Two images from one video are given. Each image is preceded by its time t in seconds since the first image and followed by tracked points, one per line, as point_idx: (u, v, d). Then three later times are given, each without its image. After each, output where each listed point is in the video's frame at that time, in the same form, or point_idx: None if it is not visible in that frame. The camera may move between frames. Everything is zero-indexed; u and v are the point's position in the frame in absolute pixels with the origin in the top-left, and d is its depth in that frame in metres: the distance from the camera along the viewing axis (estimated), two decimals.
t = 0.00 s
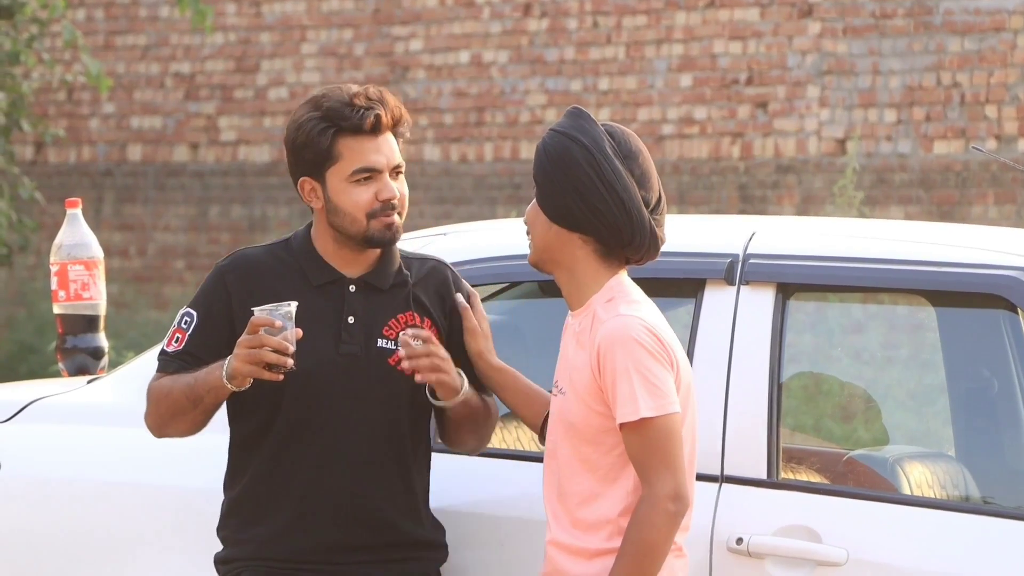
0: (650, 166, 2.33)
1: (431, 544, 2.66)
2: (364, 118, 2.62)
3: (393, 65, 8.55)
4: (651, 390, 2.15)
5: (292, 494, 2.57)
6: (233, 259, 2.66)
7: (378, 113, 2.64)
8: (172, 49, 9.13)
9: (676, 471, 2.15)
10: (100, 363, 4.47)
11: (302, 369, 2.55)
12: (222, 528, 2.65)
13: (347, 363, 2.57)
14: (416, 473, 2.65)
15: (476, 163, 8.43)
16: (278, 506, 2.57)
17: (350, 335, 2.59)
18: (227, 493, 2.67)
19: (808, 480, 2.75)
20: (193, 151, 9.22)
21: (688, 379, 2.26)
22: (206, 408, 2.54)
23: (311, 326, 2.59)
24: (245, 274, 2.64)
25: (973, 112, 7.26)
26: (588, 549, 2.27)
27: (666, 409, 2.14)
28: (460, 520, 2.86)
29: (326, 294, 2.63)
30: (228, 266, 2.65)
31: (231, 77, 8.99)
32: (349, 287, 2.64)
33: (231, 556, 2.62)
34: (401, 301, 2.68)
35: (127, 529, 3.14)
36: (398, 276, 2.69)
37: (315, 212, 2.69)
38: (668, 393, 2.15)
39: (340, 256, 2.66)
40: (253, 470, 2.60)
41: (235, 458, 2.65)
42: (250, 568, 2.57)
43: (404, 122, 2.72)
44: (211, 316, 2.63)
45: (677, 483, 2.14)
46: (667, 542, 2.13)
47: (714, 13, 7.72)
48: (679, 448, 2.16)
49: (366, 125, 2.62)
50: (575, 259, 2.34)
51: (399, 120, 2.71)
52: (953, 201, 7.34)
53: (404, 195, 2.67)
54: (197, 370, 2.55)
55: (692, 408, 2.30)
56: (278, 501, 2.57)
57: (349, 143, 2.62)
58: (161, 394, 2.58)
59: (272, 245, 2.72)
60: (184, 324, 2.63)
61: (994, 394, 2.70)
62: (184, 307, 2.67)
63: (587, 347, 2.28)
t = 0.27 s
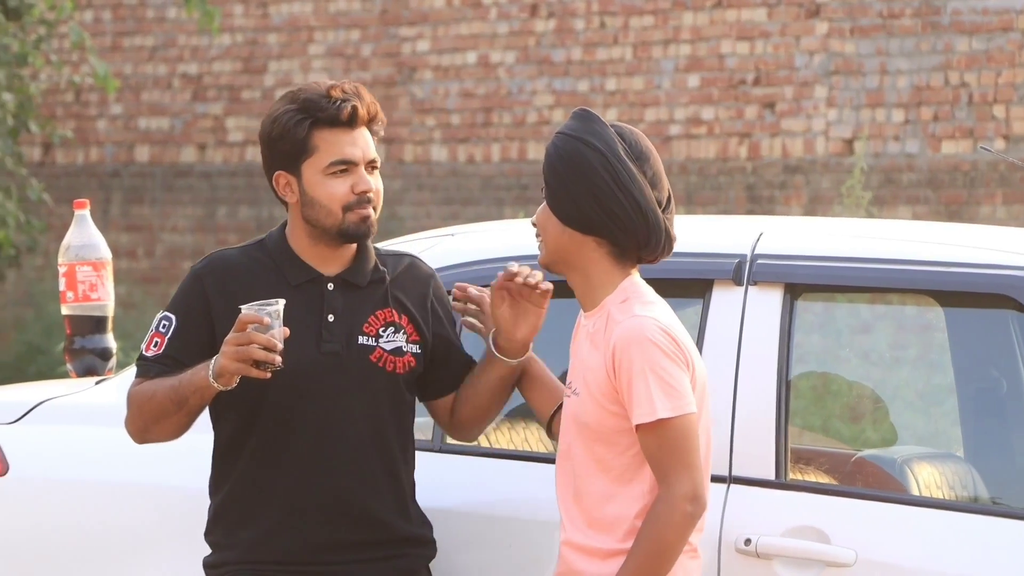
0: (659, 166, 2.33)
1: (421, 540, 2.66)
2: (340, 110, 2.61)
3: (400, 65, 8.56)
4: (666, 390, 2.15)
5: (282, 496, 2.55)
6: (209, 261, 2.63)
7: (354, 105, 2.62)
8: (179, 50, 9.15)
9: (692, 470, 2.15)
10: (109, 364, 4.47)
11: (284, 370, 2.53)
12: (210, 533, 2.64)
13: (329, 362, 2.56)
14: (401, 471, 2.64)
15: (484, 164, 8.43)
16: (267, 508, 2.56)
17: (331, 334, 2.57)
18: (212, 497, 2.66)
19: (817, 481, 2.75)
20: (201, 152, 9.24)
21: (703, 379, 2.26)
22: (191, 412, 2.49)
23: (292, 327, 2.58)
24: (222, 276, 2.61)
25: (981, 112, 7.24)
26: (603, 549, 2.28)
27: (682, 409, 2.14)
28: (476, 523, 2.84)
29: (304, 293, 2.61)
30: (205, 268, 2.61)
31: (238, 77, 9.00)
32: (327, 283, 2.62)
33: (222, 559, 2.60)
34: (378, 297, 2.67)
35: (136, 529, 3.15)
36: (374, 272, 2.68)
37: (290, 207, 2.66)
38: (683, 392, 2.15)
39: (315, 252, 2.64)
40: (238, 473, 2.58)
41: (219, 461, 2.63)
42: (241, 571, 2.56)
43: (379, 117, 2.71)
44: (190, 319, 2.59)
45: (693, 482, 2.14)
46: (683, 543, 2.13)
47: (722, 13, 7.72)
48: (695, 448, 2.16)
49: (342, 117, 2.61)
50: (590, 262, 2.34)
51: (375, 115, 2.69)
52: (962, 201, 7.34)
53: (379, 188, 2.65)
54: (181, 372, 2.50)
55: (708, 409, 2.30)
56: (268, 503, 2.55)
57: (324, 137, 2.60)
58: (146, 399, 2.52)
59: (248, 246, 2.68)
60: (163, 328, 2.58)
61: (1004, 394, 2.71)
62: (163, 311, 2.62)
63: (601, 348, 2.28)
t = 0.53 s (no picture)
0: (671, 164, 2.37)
1: (421, 537, 2.62)
2: (324, 107, 2.57)
3: (419, 66, 8.59)
4: (693, 380, 2.16)
5: (283, 498, 2.51)
6: (196, 267, 2.57)
7: (338, 102, 2.59)
8: (199, 51, 9.20)
9: (723, 459, 2.15)
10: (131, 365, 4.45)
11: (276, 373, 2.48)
12: (209, 536, 2.58)
13: (322, 362, 2.51)
14: (396, 469, 2.59)
15: (503, 164, 8.45)
16: (264, 511, 2.51)
17: (323, 334, 2.53)
18: (209, 500, 2.60)
19: (837, 481, 2.76)
20: (221, 153, 9.29)
21: (727, 368, 2.27)
22: (183, 422, 2.43)
23: (284, 328, 2.52)
24: (211, 280, 2.55)
25: (1001, 110, 7.23)
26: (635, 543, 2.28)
27: (709, 398, 2.15)
28: (499, 525, 2.84)
29: (294, 293, 2.56)
30: (192, 274, 2.55)
31: (257, 79, 9.04)
32: (318, 284, 2.58)
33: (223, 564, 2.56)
34: (368, 293, 2.62)
35: (156, 531, 3.16)
36: (363, 270, 2.64)
37: (276, 208, 2.63)
38: (710, 381, 2.16)
39: (302, 251, 2.60)
40: (233, 477, 2.54)
41: (213, 466, 2.58)
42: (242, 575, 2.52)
43: (362, 113, 2.68)
44: (180, 326, 2.53)
45: (726, 470, 2.15)
46: (718, 530, 2.14)
47: (740, 13, 7.71)
48: (725, 435, 2.17)
49: (327, 114, 2.57)
50: (624, 271, 2.34)
51: (358, 112, 2.66)
52: (982, 200, 7.33)
53: (366, 184, 2.63)
54: (172, 383, 2.44)
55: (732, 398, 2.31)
56: (267, 506, 2.51)
57: (309, 135, 2.57)
58: (138, 410, 2.47)
59: (235, 249, 2.63)
60: (154, 337, 2.52)
61: None
62: (152, 320, 2.56)
63: (625, 344, 2.28)
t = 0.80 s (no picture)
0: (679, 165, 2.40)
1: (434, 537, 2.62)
2: (337, 107, 2.54)
3: (435, 66, 8.62)
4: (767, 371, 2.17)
5: (303, 501, 2.50)
6: (208, 271, 2.54)
7: (350, 102, 2.55)
8: (215, 52, 9.24)
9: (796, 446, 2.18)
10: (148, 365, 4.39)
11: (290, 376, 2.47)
12: (221, 539, 2.57)
13: (336, 365, 2.49)
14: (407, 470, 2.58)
15: (519, 164, 8.46)
16: (279, 513, 2.50)
17: (337, 337, 2.51)
18: (220, 505, 2.59)
19: (855, 480, 2.76)
20: (237, 154, 9.33)
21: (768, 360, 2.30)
22: (200, 427, 2.42)
23: (297, 331, 2.51)
24: (223, 285, 2.53)
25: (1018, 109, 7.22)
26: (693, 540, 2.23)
27: (783, 387, 2.17)
28: (516, 524, 2.85)
29: (307, 296, 2.54)
30: (205, 279, 2.53)
31: (274, 79, 9.08)
32: (332, 287, 2.55)
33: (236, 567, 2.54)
34: (381, 296, 2.60)
35: (167, 532, 3.12)
36: (376, 272, 2.61)
37: (288, 209, 2.59)
38: (781, 372, 2.17)
39: (316, 254, 2.57)
40: (245, 480, 2.53)
41: (224, 471, 2.57)
42: None
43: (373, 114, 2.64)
44: (193, 329, 2.51)
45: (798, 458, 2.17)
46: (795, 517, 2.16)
47: (757, 12, 7.70)
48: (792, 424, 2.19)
49: (340, 113, 2.54)
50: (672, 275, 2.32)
51: (370, 112, 2.63)
52: (999, 200, 7.31)
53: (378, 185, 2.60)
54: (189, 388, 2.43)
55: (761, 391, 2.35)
56: (282, 508, 2.50)
57: (322, 135, 2.54)
58: (153, 416, 2.45)
59: (247, 252, 2.60)
60: (167, 341, 2.50)
61: None
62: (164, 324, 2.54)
63: (688, 340, 2.24)
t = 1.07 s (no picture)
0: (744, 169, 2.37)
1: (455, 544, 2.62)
2: (374, 105, 2.55)
3: (447, 66, 8.63)
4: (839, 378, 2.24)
5: (328, 504, 2.50)
6: (246, 266, 2.54)
7: (387, 100, 2.56)
8: (227, 52, 9.28)
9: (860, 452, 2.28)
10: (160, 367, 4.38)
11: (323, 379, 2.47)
12: (244, 538, 2.58)
13: (368, 369, 2.49)
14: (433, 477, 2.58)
15: (530, 164, 8.47)
16: (303, 514, 2.50)
17: (371, 340, 2.50)
18: (245, 503, 2.60)
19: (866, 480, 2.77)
20: (249, 154, 9.36)
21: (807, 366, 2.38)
22: (235, 423, 2.42)
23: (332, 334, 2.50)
24: (261, 282, 2.53)
25: None
26: (755, 543, 2.25)
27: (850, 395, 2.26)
28: (528, 524, 2.88)
29: (343, 297, 2.53)
30: (242, 274, 2.53)
31: (285, 79, 9.11)
32: (367, 289, 2.55)
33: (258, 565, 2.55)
34: (417, 302, 2.58)
35: (181, 531, 3.13)
36: (413, 276, 2.60)
37: (326, 209, 2.60)
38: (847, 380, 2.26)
39: (354, 253, 2.57)
40: (270, 479, 2.53)
41: (251, 468, 2.58)
42: None
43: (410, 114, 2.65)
44: (228, 325, 2.50)
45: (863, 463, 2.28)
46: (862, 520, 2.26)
47: (769, 12, 7.69)
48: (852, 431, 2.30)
49: (377, 111, 2.55)
50: (719, 275, 2.30)
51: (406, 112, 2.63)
52: (1011, 200, 7.30)
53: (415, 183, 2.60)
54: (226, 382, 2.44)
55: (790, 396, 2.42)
56: (307, 509, 2.50)
57: (360, 134, 2.55)
58: (187, 409, 2.46)
59: (284, 250, 2.60)
60: (202, 334, 2.50)
61: None
62: (199, 317, 2.54)
63: (757, 344, 2.26)
